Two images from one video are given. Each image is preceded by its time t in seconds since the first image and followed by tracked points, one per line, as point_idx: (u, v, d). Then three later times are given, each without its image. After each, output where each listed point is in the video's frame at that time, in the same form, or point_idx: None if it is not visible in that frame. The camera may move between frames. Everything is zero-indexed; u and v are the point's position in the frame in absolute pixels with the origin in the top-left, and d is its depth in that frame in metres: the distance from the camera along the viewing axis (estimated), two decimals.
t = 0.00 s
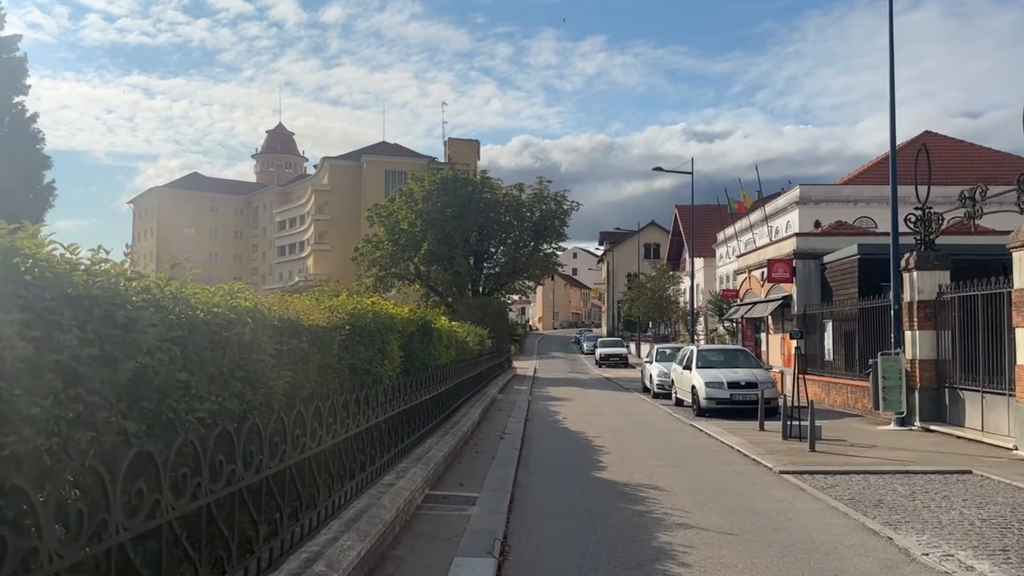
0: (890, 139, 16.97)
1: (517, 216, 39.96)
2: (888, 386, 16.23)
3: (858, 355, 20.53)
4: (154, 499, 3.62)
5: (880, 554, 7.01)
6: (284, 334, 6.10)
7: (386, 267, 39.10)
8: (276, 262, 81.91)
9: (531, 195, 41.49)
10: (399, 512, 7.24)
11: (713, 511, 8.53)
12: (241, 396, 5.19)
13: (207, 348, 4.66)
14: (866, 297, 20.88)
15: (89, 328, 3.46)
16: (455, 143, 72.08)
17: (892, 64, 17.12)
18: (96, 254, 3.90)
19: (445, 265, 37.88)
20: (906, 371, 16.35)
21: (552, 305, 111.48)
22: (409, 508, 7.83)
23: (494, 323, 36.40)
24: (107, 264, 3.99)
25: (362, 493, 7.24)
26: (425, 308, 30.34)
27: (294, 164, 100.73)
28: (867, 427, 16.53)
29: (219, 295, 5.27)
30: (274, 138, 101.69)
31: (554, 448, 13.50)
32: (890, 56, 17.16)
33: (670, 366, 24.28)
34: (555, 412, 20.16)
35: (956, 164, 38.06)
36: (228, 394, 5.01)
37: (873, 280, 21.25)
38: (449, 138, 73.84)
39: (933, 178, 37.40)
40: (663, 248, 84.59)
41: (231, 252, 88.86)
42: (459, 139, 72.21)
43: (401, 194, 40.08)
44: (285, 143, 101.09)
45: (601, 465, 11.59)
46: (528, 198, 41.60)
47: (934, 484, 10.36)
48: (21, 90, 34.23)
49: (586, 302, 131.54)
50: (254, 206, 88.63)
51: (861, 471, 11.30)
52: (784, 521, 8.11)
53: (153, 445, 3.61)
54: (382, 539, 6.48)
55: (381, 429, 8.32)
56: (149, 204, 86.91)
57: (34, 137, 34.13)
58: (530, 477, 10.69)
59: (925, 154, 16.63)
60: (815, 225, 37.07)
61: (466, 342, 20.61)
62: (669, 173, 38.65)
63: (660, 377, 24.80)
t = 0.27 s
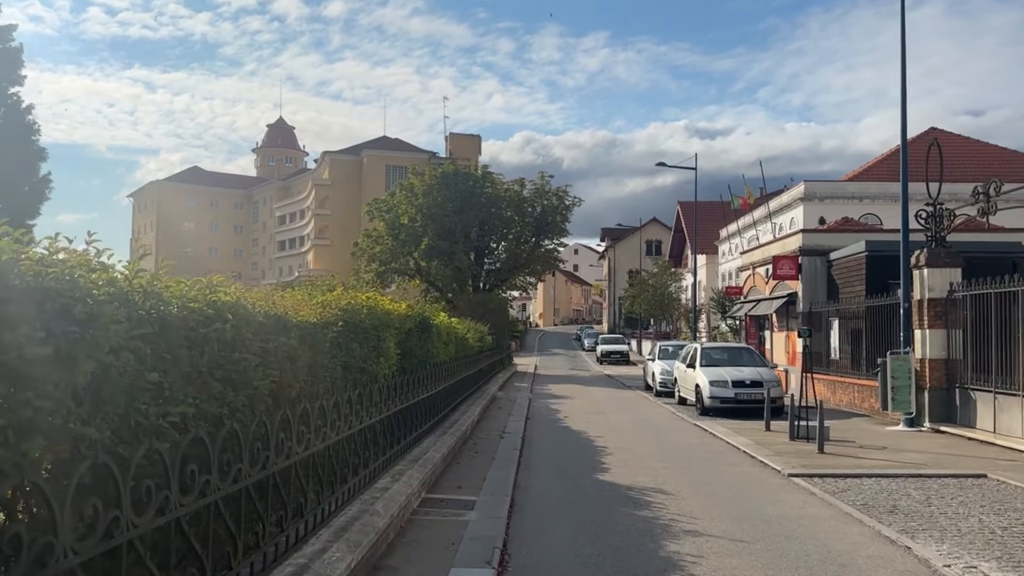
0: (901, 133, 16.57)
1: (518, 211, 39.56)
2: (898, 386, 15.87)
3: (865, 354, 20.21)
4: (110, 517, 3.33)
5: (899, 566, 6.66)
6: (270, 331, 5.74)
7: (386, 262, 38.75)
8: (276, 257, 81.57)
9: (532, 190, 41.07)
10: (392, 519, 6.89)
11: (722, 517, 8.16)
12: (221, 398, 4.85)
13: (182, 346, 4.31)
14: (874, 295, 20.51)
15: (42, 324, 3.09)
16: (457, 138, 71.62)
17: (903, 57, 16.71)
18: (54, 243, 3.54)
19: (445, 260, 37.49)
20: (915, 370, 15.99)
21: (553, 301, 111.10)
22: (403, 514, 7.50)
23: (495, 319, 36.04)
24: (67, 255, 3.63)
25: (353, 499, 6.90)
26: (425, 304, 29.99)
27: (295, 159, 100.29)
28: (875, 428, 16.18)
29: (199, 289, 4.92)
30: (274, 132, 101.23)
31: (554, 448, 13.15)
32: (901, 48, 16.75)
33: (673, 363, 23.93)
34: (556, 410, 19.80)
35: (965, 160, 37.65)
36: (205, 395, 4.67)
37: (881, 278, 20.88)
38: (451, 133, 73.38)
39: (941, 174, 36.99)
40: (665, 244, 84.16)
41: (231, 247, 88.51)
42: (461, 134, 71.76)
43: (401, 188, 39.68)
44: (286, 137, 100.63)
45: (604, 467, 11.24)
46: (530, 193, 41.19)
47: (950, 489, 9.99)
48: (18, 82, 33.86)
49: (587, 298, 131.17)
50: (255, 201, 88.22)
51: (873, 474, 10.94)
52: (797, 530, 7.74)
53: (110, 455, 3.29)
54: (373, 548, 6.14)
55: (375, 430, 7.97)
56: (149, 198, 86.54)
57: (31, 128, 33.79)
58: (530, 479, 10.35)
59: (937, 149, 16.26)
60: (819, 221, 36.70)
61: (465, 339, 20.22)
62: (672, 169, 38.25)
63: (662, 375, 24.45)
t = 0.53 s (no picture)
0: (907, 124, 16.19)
1: (516, 204, 39.14)
2: (902, 381, 15.53)
3: (868, 349, 19.92)
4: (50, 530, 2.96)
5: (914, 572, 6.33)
6: (249, 321, 5.35)
7: (382, 255, 38.36)
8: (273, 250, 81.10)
9: (530, 182, 40.63)
10: (379, 521, 6.53)
11: (727, 520, 7.82)
12: (191, 393, 4.48)
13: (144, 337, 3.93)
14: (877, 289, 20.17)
15: None
16: (455, 131, 71.09)
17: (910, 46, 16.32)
18: None
19: (442, 253, 37.08)
20: (920, 366, 15.64)
21: (551, 295, 110.77)
22: (393, 515, 7.14)
23: (492, 313, 35.67)
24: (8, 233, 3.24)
25: (338, 500, 6.53)
26: (422, 298, 29.60)
27: (292, 151, 99.73)
28: (879, 425, 15.85)
29: (167, 275, 4.53)
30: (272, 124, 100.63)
31: (551, 445, 12.80)
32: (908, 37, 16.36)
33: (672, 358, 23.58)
34: (553, 405, 19.44)
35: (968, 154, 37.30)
36: (174, 392, 4.30)
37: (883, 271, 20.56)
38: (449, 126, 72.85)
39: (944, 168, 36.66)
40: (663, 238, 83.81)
41: (228, 239, 88.01)
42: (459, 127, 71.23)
43: (398, 180, 39.24)
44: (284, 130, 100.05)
45: (603, 465, 10.89)
46: (528, 185, 40.76)
47: (961, 489, 9.65)
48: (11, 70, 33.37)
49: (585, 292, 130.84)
50: (252, 193, 87.63)
51: (880, 473, 10.61)
52: (805, 533, 7.40)
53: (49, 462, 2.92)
54: (357, 555, 5.77)
55: (364, 427, 7.60)
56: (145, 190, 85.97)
57: (23, 117, 33.32)
58: (526, 478, 10.00)
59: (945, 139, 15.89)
60: (820, 215, 36.34)
61: (461, 332, 19.84)
62: (671, 161, 37.85)
63: (661, 369, 24.12)
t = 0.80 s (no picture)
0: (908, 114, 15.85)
1: (511, 196, 38.72)
2: (902, 377, 15.28)
3: (866, 344, 19.66)
4: None
5: None
6: (218, 316, 5.03)
7: (375, 248, 37.97)
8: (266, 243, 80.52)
9: (524, 174, 40.20)
10: (361, 527, 6.22)
11: (726, 523, 7.51)
12: (151, 395, 4.15)
13: (92, 337, 3.60)
14: (876, 283, 19.89)
15: None
16: (449, 123, 70.57)
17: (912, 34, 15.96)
18: None
19: (436, 246, 36.67)
20: (921, 361, 15.37)
21: (546, 288, 110.42)
22: (376, 520, 6.82)
23: (486, 306, 35.34)
24: None
25: (318, 504, 6.23)
26: (414, 291, 29.22)
27: (286, 143, 99.00)
28: (878, 421, 15.58)
29: (125, 270, 4.20)
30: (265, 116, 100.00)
31: (544, 443, 12.45)
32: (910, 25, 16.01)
33: (667, 352, 23.29)
34: (546, 400, 19.13)
35: (965, 147, 37.04)
36: (130, 393, 3.96)
37: (882, 265, 20.29)
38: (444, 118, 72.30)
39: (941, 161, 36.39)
40: (658, 231, 83.52)
41: (220, 232, 87.34)
42: (453, 119, 70.70)
43: (391, 172, 38.77)
44: (277, 122, 99.37)
45: (597, 463, 10.59)
46: (522, 178, 40.34)
47: (966, 490, 9.35)
48: None
49: (579, 286, 130.57)
50: (245, 186, 86.97)
51: (881, 472, 10.31)
52: (808, 538, 7.09)
53: None
54: (335, 565, 5.46)
55: (346, 427, 7.26)
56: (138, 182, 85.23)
57: (10, 107, 32.74)
58: (518, 478, 9.67)
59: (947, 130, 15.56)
60: (816, 208, 36.04)
61: (453, 326, 19.47)
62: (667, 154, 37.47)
63: (657, 363, 23.82)
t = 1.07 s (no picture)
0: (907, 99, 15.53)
1: (502, 185, 38.30)
2: (901, 367, 15.04)
3: (862, 334, 19.43)
4: None
5: None
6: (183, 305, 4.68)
7: (366, 237, 37.56)
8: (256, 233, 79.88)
9: (516, 163, 39.77)
10: (341, 528, 5.90)
11: (726, 520, 7.21)
12: (103, 390, 3.81)
13: (29, 328, 3.26)
14: (873, 272, 19.64)
15: None
16: (441, 112, 69.95)
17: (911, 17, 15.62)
18: None
19: (426, 235, 36.27)
20: (919, 351, 15.11)
21: (537, 278, 110.09)
22: (358, 520, 6.47)
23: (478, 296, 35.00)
24: None
25: (296, 504, 5.90)
26: (405, 281, 28.85)
27: (275, 132, 98.14)
28: (876, 412, 15.35)
29: (74, 254, 3.85)
30: (254, 105, 99.10)
31: (536, 435, 12.11)
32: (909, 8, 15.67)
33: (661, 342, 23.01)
34: (538, 390, 18.84)
35: (959, 135, 36.79)
36: (78, 387, 3.60)
37: (878, 253, 20.04)
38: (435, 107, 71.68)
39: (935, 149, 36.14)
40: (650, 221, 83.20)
41: (210, 222, 86.64)
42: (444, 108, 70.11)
43: (381, 160, 38.30)
44: (267, 110, 98.48)
45: (591, 456, 10.29)
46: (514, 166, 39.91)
47: (971, 483, 9.06)
48: None
49: (572, 276, 130.26)
50: (234, 175, 86.19)
51: (882, 465, 10.04)
52: (812, 536, 6.78)
53: None
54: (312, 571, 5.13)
55: (327, 421, 6.90)
56: (126, 172, 84.40)
57: None
58: (509, 473, 9.33)
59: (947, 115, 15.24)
60: (810, 197, 35.76)
61: (444, 315, 19.10)
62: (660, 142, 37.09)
63: (650, 354, 23.53)
